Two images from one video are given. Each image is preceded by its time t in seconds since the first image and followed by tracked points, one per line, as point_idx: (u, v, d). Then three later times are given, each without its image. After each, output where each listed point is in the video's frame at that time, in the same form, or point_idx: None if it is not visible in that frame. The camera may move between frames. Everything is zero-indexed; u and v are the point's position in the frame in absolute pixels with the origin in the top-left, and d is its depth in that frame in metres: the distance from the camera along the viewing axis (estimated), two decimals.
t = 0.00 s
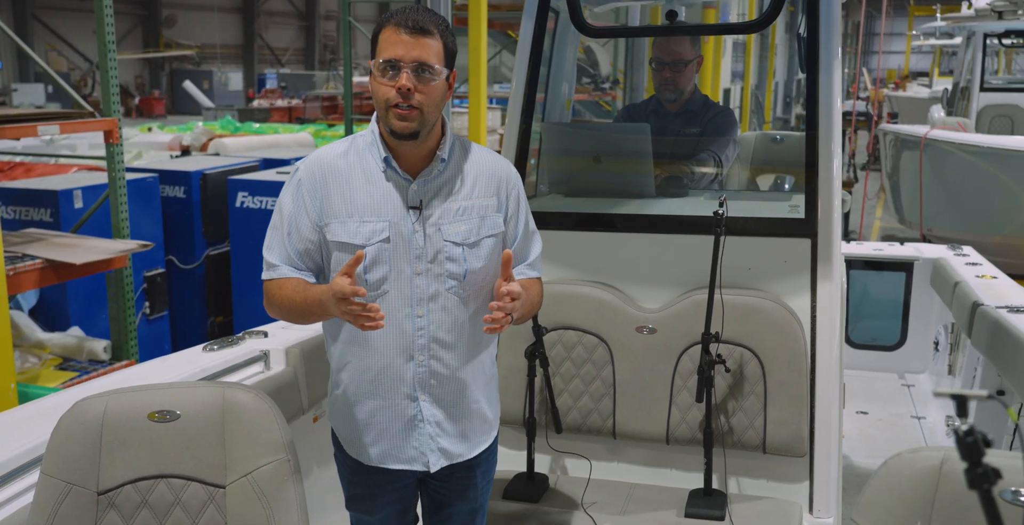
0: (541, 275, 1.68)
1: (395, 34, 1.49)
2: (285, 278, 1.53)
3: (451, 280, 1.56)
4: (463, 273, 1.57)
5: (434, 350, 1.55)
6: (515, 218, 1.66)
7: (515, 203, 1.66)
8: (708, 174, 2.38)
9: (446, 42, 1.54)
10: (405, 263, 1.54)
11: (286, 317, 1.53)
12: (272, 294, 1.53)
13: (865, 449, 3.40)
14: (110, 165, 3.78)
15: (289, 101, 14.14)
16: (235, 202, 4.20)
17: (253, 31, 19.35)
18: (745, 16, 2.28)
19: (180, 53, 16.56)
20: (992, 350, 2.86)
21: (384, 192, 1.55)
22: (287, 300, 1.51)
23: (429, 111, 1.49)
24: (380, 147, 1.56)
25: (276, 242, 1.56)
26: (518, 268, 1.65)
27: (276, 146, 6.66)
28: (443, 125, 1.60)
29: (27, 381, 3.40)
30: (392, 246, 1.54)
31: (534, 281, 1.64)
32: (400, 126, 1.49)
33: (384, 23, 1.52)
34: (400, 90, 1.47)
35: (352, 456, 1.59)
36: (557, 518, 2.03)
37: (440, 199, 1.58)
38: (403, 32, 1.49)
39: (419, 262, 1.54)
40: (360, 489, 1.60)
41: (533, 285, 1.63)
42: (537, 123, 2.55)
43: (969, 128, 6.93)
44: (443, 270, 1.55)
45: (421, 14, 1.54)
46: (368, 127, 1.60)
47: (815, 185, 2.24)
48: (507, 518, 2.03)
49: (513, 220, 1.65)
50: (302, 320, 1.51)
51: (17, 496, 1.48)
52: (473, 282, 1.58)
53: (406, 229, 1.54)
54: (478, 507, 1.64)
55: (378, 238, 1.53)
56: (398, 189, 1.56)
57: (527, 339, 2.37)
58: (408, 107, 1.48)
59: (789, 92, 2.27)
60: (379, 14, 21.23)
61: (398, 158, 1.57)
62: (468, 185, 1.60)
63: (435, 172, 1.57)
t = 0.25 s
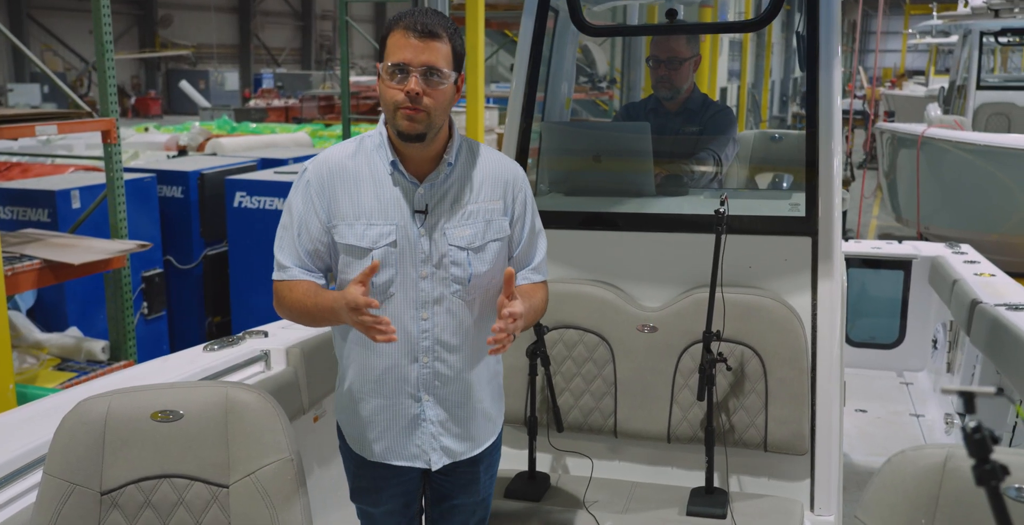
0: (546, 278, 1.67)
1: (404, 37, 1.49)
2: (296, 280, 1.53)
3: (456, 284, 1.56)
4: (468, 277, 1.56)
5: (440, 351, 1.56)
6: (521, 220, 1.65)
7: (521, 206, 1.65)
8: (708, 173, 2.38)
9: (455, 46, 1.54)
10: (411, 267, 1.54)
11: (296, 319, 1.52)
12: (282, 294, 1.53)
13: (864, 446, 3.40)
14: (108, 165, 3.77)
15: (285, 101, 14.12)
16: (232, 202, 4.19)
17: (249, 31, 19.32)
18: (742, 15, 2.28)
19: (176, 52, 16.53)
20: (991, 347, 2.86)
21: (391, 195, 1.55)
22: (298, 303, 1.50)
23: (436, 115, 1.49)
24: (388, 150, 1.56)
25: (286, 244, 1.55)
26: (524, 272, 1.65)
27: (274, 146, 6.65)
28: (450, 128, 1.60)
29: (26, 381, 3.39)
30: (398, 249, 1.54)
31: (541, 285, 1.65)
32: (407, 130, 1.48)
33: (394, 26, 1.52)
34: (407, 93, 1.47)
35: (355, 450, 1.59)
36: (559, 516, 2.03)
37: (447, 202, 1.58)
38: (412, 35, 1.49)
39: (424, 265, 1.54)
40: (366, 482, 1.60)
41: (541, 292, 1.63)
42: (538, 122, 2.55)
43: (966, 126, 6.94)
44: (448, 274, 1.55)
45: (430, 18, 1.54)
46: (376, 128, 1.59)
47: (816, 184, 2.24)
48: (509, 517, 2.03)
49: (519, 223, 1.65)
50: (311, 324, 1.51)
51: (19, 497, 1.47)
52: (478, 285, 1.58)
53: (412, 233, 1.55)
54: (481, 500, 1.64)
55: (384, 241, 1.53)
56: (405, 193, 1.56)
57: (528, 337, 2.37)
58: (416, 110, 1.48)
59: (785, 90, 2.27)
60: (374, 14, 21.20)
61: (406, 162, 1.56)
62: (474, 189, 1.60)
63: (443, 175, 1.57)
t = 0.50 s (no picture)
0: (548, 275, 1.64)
1: (414, 35, 1.50)
2: (311, 273, 1.49)
3: (458, 280, 1.57)
4: (471, 272, 1.57)
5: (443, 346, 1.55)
6: (522, 216, 1.64)
7: (524, 203, 1.65)
8: (706, 172, 2.38)
9: (463, 46, 1.55)
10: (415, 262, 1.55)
11: (311, 312, 1.47)
12: (295, 288, 1.48)
13: (862, 445, 3.40)
14: (105, 165, 3.76)
15: (281, 101, 14.11)
16: (229, 202, 4.18)
17: (245, 30, 19.29)
18: (737, 15, 2.29)
19: (171, 53, 16.50)
20: (989, 345, 2.87)
21: (397, 191, 1.56)
22: (315, 295, 1.44)
23: (443, 114, 1.50)
24: (394, 147, 1.56)
25: (296, 239, 1.52)
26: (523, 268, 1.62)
27: (270, 145, 6.64)
28: (456, 126, 1.60)
29: (22, 381, 3.38)
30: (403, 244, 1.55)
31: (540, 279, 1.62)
32: (414, 130, 1.49)
33: (403, 24, 1.53)
34: (416, 91, 1.47)
35: (354, 448, 1.59)
36: (559, 515, 2.03)
37: (451, 199, 1.59)
38: (421, 33, 1.50)
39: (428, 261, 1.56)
40: (368, 480, 1.60)
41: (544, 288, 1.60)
42: (536, 121, 2.54)
43: (962, 125, 6.95)
44: (450, 270, 1.57)
45: (439, 16, 1.54)
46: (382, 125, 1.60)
47: (815, 182, 2.24)
48: (509, 515, 2.03)
49: (521, 217, 1.63)
50: (329, 315, 1.45)
51: (20, 497, 1.47)
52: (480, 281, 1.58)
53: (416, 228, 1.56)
54: (482, 498, 1.64)
55: (391, 236, 1.54)
56: (410, 188, 1.57)
57: (527, 336, 2.37)
58: (424, 109, 1.48)
59: (781, 90, 2.29)
60: (370, 13, 21.18)
61: (411, 158, 1.57)
62: (478, 185, 1.60)
63: (447, 172, 1.58)
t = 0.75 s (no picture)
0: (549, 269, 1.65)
1: (414, 27, 1.52)
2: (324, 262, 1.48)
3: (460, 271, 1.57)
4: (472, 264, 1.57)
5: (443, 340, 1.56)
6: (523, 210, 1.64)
7: (525, 196, 1.65)
8: (703, 170, 2.39)
9: (463, 38, 1.56)
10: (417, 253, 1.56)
11: (328, 305, 1.42)
12: (307, 280, 1.45)
13: (859, 442, 3.41)
14: (100, 165, 3.76)
15: (276, 100, 14.09)
16: (225, 201, 4.18)
17: (239, 30, 19.25)
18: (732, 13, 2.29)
19: (166, 52, 16.46)
20: (985, 342, 2.88)
21: (399, 183, 1.57)
22: (333, 285, 1.41)
23: (443, 104, 1.51)
24: (396, 140, 1.57)
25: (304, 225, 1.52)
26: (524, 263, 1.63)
27: (266, 145, 6.63)
28: (456, 120, 1.62)
29: (18, 381, 3.37)
30: (405, 235, 1.56)
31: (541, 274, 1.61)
32: (416, 119, 1.50)
33: (403, 18, 1.55)
34: (416, 80, 1.48)
35: (353, 445, 1.59)
36: (558, 513, 2.04)
37: (453, 191, 1.60)
38: (421, 25, 1.51)
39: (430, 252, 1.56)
40: (368, 479, 1.59)
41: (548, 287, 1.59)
42: (533, 119, 2.53)
43: (956, 123, 6.97)
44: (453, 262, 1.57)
45: (438, 10, 1.56)
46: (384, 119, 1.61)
47: (812, 180, 2.24)
48: (508, 513, 2.03)
49: (521, 211, 1.64)
50: (347, 307, 1.41)
51: (18, 496, 1.47)
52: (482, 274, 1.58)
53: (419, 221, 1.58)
54: (483, 497, 1.64)
55: (394, 227, 1.55)
56: (413, 180, 1.58)
57: (526, 334, 2.36)
58: (425, 98, 1.49)
59: (775, 88, 2.29)
60: (365, 12, 21.16)
61: (413, 150, 1.58)
62: (480, 178, 1.61)
63: (449, 164, 1.59)
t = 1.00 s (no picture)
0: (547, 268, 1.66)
1: (406, 20, 1.52)
2: (306, 263, 1.49)
3: (463, 269, 1.58)
4: (474, 262, 1.58)
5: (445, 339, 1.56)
6: (523, 208, 1.65)
7: (524, 194, 1.66)
8: (699, 168, 2.39)
9: (456, 31, 1.57)
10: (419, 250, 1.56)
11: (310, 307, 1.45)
12: (292, 279, 1.46)
13: (855, 440, 3.42)
14: (95, 165, 3.74)
15: (271, 100, 14.07)
16: (220, 201, 4.17)
17: (234, 29, 19.22)
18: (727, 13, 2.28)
19: (160, 52, 16.42)
20: (981, 340, 2.88)
21: (399, 181, 1.57)
22: (315, 291, 1.43)
23: (442, 95, 1.51)
24: (395, 138, 1.57)
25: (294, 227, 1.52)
26: (524, 262, 1.63)
27: (262, 145, 6.63)
28: (455, 117, 1.61)
29: (14, 382, 3.37)
30: (406, 233, 1.56)
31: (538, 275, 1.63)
32: (415, 110, 1.50)
33: (395, 14, 1.55)
34: (413, 72, 1.49)
35: (355, 446, 1.58)
36: (556, 511, 2.04)
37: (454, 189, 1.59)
38: (414, 18, 1.52)
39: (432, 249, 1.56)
40: (367, 480, 1.59)
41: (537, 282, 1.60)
42: (530, 118, 2.53)
43: (951, 122, 6.98)
44: (454, 259, 1.57)
45: (429, 4, 1.57)
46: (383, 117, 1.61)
47: (809, 178, 2.24)
48: (506, 512, 2.03)
49: (520, 210, 1.65)
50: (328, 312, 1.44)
51: (16, 496, 1.46)
52: (484, 271, 1.59)
53: (420, 216, 1.57)
54: (483, 497, 1.63)
55: (394, 224, 1.55)
56: (413, 178, 1.57)
57: (523, 333, 2.37)
58: (423, 89, 1.49)
59: (769, 87, 2.29)
60: (360, 11, 21.14)
61: (413, 147, 1.58)
62: (480, 176, 1.61)
63: (449, 162, 1.59)
